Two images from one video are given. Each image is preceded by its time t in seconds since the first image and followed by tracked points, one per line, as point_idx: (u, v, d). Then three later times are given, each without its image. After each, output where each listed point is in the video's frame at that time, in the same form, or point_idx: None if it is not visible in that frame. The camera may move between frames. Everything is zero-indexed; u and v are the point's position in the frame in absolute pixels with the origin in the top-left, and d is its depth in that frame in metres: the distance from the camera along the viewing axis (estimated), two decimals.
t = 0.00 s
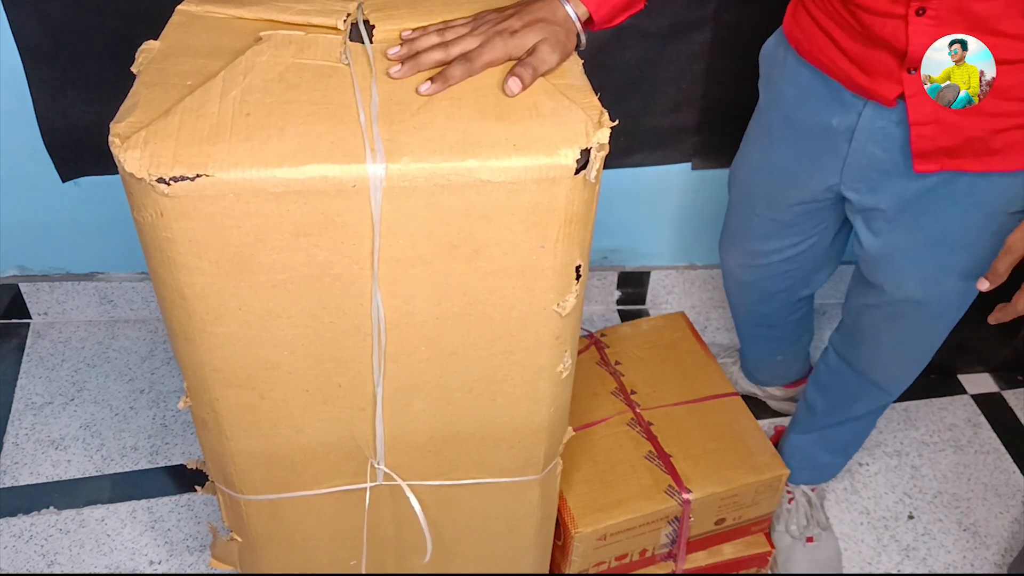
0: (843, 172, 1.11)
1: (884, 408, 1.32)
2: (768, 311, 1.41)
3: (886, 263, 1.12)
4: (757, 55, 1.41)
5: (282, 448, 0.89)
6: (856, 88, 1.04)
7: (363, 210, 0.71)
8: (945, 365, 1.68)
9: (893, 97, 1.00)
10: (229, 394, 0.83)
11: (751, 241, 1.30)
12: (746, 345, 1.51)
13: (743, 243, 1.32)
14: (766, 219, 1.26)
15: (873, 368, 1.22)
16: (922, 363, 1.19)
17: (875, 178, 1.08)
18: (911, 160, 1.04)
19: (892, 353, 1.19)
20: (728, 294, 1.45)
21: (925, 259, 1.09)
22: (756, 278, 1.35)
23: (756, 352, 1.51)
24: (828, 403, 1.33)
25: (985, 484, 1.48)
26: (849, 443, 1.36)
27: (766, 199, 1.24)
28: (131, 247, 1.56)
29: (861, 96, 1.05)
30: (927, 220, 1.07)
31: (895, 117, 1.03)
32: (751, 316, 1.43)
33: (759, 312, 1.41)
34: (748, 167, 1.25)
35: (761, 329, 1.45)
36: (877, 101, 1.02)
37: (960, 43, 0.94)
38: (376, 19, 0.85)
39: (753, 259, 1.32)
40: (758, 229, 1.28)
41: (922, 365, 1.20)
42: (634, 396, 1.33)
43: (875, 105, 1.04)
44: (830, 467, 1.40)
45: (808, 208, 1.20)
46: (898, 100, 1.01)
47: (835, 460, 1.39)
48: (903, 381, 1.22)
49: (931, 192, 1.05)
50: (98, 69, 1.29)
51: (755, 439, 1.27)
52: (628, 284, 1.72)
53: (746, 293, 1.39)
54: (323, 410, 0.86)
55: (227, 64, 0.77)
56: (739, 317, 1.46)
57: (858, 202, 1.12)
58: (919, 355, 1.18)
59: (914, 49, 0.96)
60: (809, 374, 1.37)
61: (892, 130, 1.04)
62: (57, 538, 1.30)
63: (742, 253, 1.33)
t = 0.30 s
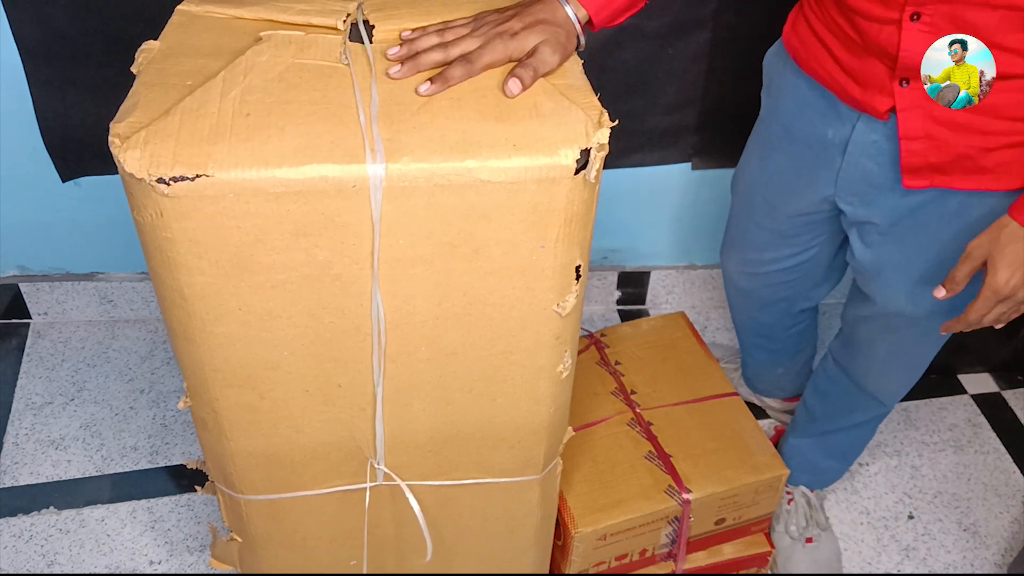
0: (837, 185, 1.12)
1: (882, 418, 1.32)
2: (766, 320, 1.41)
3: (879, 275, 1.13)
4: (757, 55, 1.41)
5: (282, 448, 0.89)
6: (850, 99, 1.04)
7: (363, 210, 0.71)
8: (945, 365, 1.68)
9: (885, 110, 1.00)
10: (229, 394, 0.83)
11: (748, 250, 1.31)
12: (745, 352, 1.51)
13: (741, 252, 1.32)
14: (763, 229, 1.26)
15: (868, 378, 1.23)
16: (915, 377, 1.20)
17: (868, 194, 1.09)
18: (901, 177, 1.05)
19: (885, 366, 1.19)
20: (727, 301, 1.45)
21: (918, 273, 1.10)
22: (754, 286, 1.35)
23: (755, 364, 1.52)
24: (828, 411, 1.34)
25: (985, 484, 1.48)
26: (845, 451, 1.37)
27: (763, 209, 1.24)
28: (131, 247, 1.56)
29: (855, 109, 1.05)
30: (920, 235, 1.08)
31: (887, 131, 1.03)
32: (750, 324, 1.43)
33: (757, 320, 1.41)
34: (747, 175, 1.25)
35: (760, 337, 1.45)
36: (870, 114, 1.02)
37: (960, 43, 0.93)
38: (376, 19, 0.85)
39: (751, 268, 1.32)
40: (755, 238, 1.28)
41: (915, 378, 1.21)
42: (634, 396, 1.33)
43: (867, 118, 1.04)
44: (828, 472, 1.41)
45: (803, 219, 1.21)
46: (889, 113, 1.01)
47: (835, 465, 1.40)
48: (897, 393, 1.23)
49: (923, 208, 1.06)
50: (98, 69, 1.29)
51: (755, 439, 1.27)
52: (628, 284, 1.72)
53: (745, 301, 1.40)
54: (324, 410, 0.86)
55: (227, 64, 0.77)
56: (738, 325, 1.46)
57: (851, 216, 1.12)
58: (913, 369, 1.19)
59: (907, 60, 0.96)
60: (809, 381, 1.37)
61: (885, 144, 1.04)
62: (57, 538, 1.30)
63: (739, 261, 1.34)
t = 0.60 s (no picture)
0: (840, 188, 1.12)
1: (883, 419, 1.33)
2: (767, 322, 1.41)
3: (881, 278, 1.13)
4: (757, 55, 1.41)
5: (283, 448, 0.89)
6: (853, 103, 1.04)
7: (363, 210, 0.71)
8: (945, 365, 1.68)
9: (889, 113, 1.00)
10: (229, 394, 0.83)
11: (749, 252, 1.31)
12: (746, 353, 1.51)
13: (741, 255, 1.33)
14: (765, 232, 1.26)
15: (870, 379, 1.23)
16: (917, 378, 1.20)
17: (870, 197, 1.09)
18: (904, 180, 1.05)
19: (888, 367, 1.19)
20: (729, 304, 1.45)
21: (920, 276, 1.10)
22: (755, 289, 1.35)
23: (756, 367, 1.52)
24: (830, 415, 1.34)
25: (985, 484, 1.48)
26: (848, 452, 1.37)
27: (764, 211, 1.24)
28: (131, 247, 1.56)
29: (858, 112, 1.05)
30: (923, 238, 1.08)
31: (890, 134, 1.03)
32: (751, 326, 1.43)
33: (758, 322, 1.42)
34: (748, 178, 1.25)
35: (761, 339, 1.45)
36: (874, 118, 1.02)
37: (960, 42, 0.93)
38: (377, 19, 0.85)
39: (752, 270, 1.33)
40: (756, 241, 1.28)
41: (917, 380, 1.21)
42: (634, 396, 1.33)
43: (871, 121, 1.04)
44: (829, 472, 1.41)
45: (805, 221, 1.21)
46: (893, 116, 1.01)
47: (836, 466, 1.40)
48: (899, 395, 1.23)
49: (925, 211, 1.06)
50: (98, 69, 1.29)
51: (755, 439, 1.27)
52: (628, 284, 1.72)
53: (746, 304, 1.40)
54: (324, 410, 0.86)
55: (227, 64, 0.77)
56: (739, 326, 1.46)
57: (854, 218, 1.12)
58: (915, 371, 1.19)
59: (912, 64, 0.96)
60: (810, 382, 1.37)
61: (888, 147, 1.04)
62: (57, 538, 1.30)
63: (740, 264, 1.34)
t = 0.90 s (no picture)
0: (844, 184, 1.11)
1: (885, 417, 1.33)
2: (769, 321, 1.41)
3: (885, 274, 1.13)
4: (757, 55, 1.41)
5: (282, 448, 0.89)
6: (858, 99, 1.04)
7: (363, 210, 0.71)
8: (946, 366, 1.68)
9: (894, 108, 0.99)
10: (230, 394, 0.83)
11: (751, 250, 1.31)
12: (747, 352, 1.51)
13: (744, 252, 1.32)
14: (769, 229, 1.26)
15: (873, 376, 1.23)
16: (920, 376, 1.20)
17: (875, 192, 1.08)
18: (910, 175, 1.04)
19: (891, 364, 1.19)
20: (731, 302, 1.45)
21: (924, 272, 1.10)
22: (758, 287, 1.35)
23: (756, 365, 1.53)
24: (832, 412, 1.34)
25: (985, 484, 1.48)
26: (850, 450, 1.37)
27: (768, 208, 1.24)
28: (132, 247, 1.56)
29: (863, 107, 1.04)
30: (927, 234, 1.07)
31: (895, 129, 1.03)
32: (753, 324, 1.43)
33: (760, 321, 1.41)
34: (751, 175, 1.25)
35: (763, 338, 1.45)
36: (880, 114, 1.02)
37: (960, 43, 0.93)
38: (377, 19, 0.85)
39: (755, 267, 1.33)
40: (759, 238, 1.28)
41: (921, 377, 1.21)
42: (634, 396, 1.33)
43: (876, 116, 1.04)
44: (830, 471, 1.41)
45: (808, 218, 1.21)
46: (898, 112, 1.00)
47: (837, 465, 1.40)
48: (902, 391, 1.23)
49: (929, 207, 1.06)
50: (98, 69, 1.29)
51: (755, 439, 1.27)
52: (628, 284, 1.72)
53: (749, 302, 1.40)
54: (324, 410, 0.86)
55: (227, 64, 0.77)
56: (741, 325, 1.46)
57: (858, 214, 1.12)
58: (919, 368, 1.19)
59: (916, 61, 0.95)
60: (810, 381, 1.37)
61: (892, 142, 1.03)
62: (57, 538, 1.30)
63: (743, 261, 1.34)
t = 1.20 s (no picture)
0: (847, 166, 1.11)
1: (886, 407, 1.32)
2: (772, 306, 1.41)
3: (887, 259, 1.13)
4: (758, 54, 1.41)
5: (282, 448, 0.89)
6: (860, 80, 1.03)
7: (363, 210, 0.71)
8: (946, 365, 1.68)
9: (894, 90, 0.99)
10: (230, 394, 0.83)
11: (754, 233, 1.31)
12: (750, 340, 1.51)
13: (747, 236, 1.32)
14: (772, 211, 1.26)
15: (876, 364, 1.22)
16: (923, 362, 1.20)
17: (878, 175, 1.08)
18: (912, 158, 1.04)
19: (895, 351, 1.19)
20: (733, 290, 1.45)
21: (926, 256, 1.09)
22: (760, 272, 1.35)
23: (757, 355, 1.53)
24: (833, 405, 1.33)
25: (985, 484, 1.48)
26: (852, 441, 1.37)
27: (771, 190, 1.24)
28: (132, 247, 1.56)
29: (865, 88, 1.04)
30: (930, 218, 1.07)
31: (897, 110, 1.02)
32: (755, 310, 1.43)
33: (763, 306, 1.41)
34: (755, 157, 1.25)
35: (765, 323, 1.45)
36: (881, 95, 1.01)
37: (960, 43, 0.94)
38: (377, 19, 0.85)
39: (757, 251, 1.32)
40: (762, 221, 1.28)
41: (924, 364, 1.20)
42: (634, 396, 1.33)
43: (877, 97, 1.03)
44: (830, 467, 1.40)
45: (813, 199, 1.21)
46: (900, 93, 1.00)
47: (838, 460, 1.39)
48: (904, 379, 1.23)
49: (932, 190, 1.05)
50: (98, 69, 1.29)
51: (756, 439, 1.27)
52: (628, 284, 1.72)
53: (750, 288, 1.39)
54: (324, 410, 0.86)
55: (227, 64, 0.77)
56: (744, 313, 1.45)
57: (860, 196, 1.12)
58: (923, 355, 1.18)
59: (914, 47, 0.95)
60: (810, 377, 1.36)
61: (894, 122, 1.03)
62: (57, 538, 1.30)
63: (745, 246, 1.34)
